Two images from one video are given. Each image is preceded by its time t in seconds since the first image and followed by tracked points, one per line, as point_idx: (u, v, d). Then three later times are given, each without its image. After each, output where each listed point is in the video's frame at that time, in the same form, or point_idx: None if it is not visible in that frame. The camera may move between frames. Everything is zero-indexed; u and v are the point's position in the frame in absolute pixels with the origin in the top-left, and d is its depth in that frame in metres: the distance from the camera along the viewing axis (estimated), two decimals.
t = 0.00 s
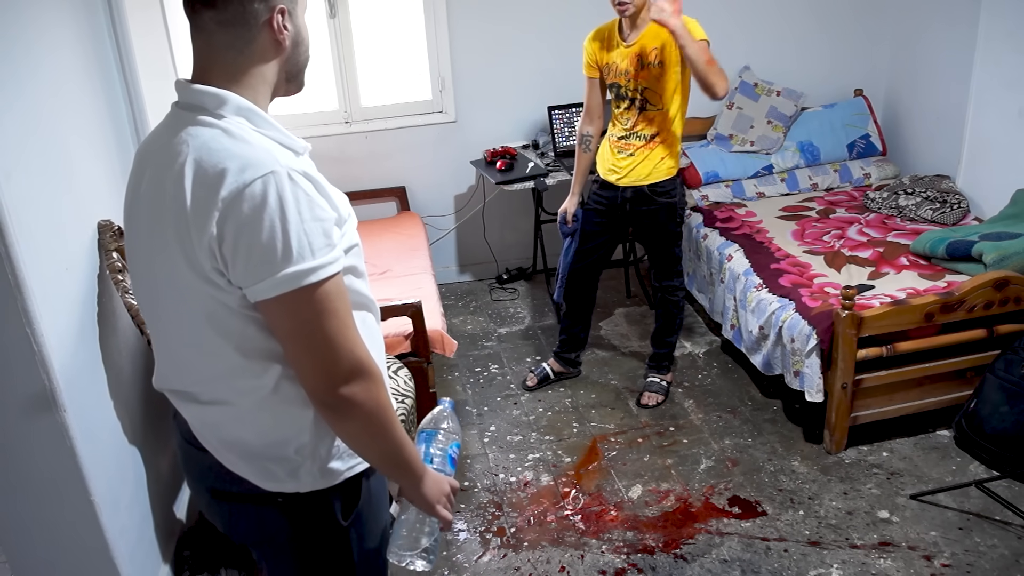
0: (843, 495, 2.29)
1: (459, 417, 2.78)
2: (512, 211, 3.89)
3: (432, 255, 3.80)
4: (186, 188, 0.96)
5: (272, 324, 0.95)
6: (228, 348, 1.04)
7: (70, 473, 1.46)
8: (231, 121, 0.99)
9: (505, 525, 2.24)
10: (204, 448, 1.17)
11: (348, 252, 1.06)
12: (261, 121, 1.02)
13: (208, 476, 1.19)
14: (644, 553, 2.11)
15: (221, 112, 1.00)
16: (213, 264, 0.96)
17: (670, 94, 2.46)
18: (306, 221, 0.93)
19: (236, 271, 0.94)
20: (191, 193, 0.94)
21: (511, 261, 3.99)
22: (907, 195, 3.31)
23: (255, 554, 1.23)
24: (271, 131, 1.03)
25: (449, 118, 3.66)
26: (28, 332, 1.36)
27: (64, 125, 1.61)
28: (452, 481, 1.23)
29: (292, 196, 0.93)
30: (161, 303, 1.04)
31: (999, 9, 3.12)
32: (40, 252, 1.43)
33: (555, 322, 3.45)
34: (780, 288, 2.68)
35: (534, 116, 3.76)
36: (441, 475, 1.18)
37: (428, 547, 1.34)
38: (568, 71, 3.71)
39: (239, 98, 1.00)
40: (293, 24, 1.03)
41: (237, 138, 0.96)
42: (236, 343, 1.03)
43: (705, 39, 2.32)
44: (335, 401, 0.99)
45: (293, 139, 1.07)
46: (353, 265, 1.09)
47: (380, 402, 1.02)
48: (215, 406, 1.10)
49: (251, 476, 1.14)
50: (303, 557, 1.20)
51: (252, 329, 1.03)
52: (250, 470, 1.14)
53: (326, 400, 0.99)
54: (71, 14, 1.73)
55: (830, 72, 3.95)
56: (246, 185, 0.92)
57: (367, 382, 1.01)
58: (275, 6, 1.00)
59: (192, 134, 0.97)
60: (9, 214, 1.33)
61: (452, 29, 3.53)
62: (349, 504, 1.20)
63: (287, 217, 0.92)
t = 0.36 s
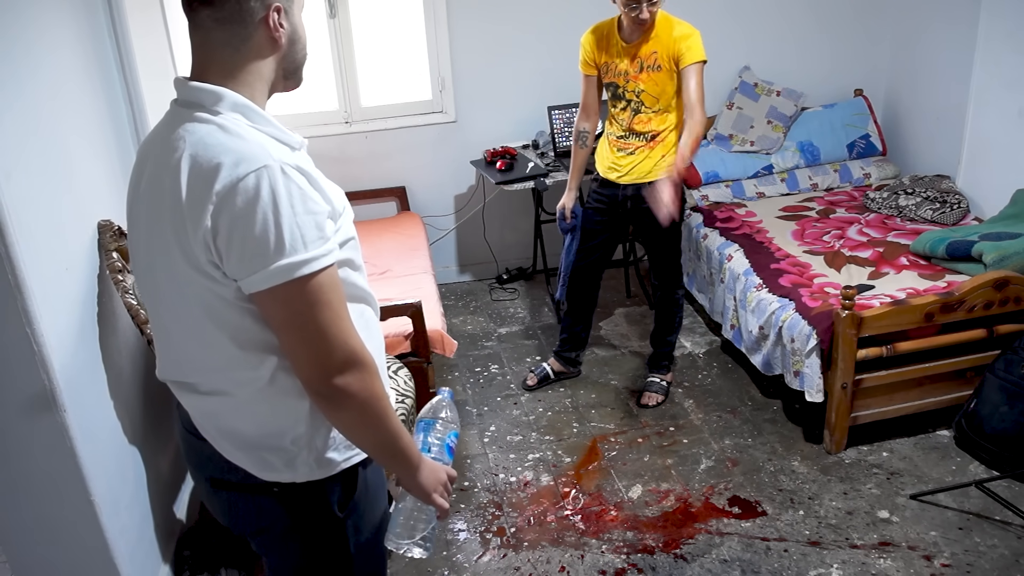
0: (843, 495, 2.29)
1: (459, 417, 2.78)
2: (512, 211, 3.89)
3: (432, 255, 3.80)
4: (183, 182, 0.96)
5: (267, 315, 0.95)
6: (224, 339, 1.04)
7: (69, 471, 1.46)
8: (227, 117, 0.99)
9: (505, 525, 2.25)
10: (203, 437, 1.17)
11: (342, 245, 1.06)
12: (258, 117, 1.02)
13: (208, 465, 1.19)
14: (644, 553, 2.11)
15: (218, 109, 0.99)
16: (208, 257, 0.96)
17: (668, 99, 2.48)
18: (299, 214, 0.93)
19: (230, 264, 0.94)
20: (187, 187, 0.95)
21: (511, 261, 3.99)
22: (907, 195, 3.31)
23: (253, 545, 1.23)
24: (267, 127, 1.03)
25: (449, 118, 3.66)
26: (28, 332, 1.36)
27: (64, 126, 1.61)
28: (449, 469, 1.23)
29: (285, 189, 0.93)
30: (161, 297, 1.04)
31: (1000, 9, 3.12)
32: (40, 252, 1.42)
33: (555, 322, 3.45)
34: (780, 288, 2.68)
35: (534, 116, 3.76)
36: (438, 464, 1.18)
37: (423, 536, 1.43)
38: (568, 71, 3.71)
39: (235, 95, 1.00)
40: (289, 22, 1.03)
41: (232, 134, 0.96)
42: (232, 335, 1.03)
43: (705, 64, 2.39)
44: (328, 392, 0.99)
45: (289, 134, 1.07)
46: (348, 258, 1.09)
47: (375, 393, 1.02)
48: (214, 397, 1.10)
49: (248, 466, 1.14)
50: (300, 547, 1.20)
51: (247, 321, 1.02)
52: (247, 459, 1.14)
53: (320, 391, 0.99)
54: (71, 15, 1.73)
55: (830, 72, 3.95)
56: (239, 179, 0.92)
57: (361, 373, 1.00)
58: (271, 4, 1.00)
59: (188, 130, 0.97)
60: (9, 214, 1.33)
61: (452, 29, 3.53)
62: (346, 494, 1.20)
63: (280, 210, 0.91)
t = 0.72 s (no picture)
0: (843, 495, 2.29)
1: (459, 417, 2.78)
2: (512, 211, 3.89)
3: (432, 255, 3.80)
4: (177, 178, 0.96)
5: (260, 308, 0.95)
6: (220, 332, 1.03)
7: (69, 469, 1.46)
8: (221, 115, 0.99)
9: (505, 525, 2.25)
10: (201, 430, 1.17)
11: (336, 239, 1.06)
12: (251, 114, 1.02)
13: (207, 458, 1.19)
14: (644, 553, 2.11)
15: (212, 106, 0.99)
16: (202, 251, 0.96)
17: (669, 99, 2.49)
18: (291, 208, 0.93)
19: (223, 257, 0.94)
20: (181, 183, 0.95)
21: (511, 261, 3.99)
22: (907, 195, 3.31)
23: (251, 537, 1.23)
24: (261, 124, 1.03)
25: (449, 118, 3.66)
26: (28, 332, 1.37)
27: (64, 126, 1.61)
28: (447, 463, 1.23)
29: (277, 184, 0.93)
30: (158, 293, 1.04)
31: (1000, 9, 3.12)
32: (40, 252, 1.43)
33: (555, 322, 3.45)
34: (780, 288, 2.68)
35: (534, 116, 3.76)
36: (434, 458, 1.18)
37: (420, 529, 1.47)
38: (568, 71, 3.71)
39: (229, 92, 1.00)
40: (282, 21, 1.03)
41: (225, 130, 0.96)
42: (228, 328, 1.03)
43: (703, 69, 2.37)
44: (322, 385, 0.99)
45: (284, 130, 1.07)
46: (343, 252, 1.09)
47: (369, 386, 1.02)
48: (212, 390, 1.10)
49: (246, 459, 1.14)
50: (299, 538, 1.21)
51: (243, 315, 1.02)
52: (245, 452, 1.13)
53: (314, 383, 0.99)
54: (71, 15, 1.73)
55: (829, 72, 3.95)
56: (231, 174, 0.92)
57: (355, 365, 1.00)
58: (264, 3, 1.00)
59: (183, 127, 0.97)
60: (9, 214, 1.34)
61: (452, 29, 3.53)
62: (344, 489, 1.20)
63: (272, 205, 0.92)
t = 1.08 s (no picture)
0: (843, 495, 2.29)
1: (459, 417, 2.78)
2: (512, 211, 3.89)
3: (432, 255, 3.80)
4: (178, 174, 0.96)
5: (261, 302, 0.95)
6: (222, 328, 1.03)
7: (68, 469, 1.46)
8: (220, 112, 0.99)
9: (505, 525, 2.24)
10: (202, 425, 1.17)
11: (335, 234, 1.06)
12: (251, 111, 1.02)
13: (208, 453, 1.19)
14: (644, 553, 2.11)
15: (211, 104, 0.99)
16: (204, 246, 0.96)
17: (670, 97, 2.47)
18: (291, 203, 0.93)
19: (224, 252, 0.94)
20: (182, 179, 0.95)
21: (511, 261, 3.99)
22: (907, 195, 3.31)
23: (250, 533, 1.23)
24: (261, 121, 1.03)
25: (449, 117, 3.66)
26: (28, 332, 1.36)
27: (64, 126, 1.61)
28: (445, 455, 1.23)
29: (277, 179, 0.93)
30: (160, 290, 1.04)
31: (999, 9, 3.12)
32: (40, 253, 1.42)
33: (555, 322, 3.44)
34: (780, 288, 2.68)
35: (535, 117, 3.76)
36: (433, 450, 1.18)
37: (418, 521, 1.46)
38: (568, 71, 3.71)
39: (228, 90, 1.00)
40: (279, 20, 1.03)
41: (225, 127, 0.96)
42: (231, 323, 1.03)
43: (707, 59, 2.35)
44: (322, 378, 0.99)
45: (282, 127, 1.07)
46: (342, 247, 1.09)
47: (369, 379, 1.02)
48: (213, 385, 1.10)
49: (247, 454, 1.14)
50: (300, 532, 1.21)
51: (244, 310, 1.02)
52: (247, 446, 1.13)
53: (315, 377, 0.98)
54: (71, 14, 1.73)
55: (829, 72, 3.94)
56: (232, 170, 0.92)
57: (354, 358, 1.00)
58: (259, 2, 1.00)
59: (182, 125, 0.97)
60: (9, 214, 1.33)
61: (452, 29, 3.53)
62: (345, 483, 1.20)
63: (272, 199, 0.91)
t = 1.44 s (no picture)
0: (843, 495, 2.29)
1: (459, 417, 2.78)
2: (512, 211, 3.88)
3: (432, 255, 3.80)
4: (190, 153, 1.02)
5: (265, 273, 1.00)
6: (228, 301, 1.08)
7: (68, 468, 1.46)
8: (232, 97, 1.05)
9: (505, 525, 2.24)
10: (204, 398, 1.22)
11: (337, 217, 1.12)
12: (261, 98, 1.08)
13: (208, 425, 1.24)
14: (644, 553, 2.11)
15: (224, 90, 1.05)
16: (212, 218, 1.01)
17: (667, 95, 2.47)
18: (294, 179, 0.99)
19: (231, 224, 0.99)
20: (193, 156, 1.01)
21: (511, 261, 3.99)
22: (907, 195, 3.31)
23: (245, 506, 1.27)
24: (270, 109, 1.09)
25: (449, 117, 3.65)
26: (28, 331, 1.36)
27: (64, 126, 1.60)
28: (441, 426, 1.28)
29: (282, 157, 0.98)
30: (172, 264, 1.10)
31: (999, 9, 3.12)
32: (40, 259, 1.42)
33: (554, 322, 3.45)
34: (780, 288, 2.68)
35: (535, 117, 3.75)
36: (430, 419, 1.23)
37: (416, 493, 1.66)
38: (568, 71, 3.70)
39: (241, 78, 1.06)
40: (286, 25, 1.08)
41: (236, 110, 1.02)
42: (238, 294, 1.08)
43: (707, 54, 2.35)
44: (320, 347, 1.03)
45: (290, 116, 1.13)
46: (343, 229, 1.13)
47: (365, 349, 1.07)
48: (216, 358, 1.15)
49: (244, 426, 1.18)
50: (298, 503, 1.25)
51: (248, 281, 1.07)
52: (245, 419, 1.18)
53: (313, 348, 1.03)
54: (71, 14, 1.72)
55: (829, 72, 3.94)
56: (241, 147, 0.98)
57: (352, 328, 1.04)
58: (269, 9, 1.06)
59: (196, 108, 1.03)
60: (9, 214, 1.33)
61: (452, 28, 3.52)
62: (335, 461, 1.24)
63: (277, 175, 0.97)
